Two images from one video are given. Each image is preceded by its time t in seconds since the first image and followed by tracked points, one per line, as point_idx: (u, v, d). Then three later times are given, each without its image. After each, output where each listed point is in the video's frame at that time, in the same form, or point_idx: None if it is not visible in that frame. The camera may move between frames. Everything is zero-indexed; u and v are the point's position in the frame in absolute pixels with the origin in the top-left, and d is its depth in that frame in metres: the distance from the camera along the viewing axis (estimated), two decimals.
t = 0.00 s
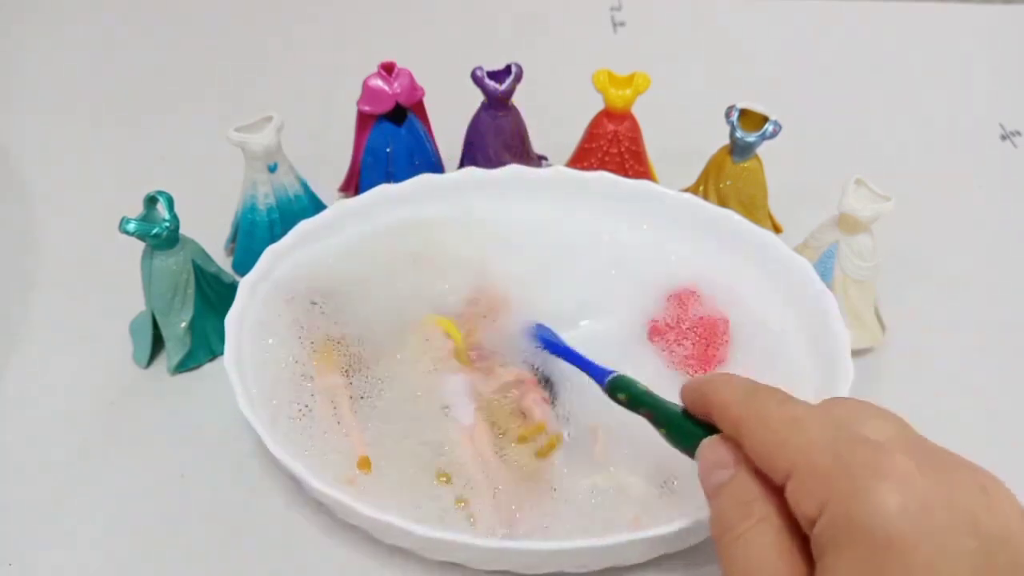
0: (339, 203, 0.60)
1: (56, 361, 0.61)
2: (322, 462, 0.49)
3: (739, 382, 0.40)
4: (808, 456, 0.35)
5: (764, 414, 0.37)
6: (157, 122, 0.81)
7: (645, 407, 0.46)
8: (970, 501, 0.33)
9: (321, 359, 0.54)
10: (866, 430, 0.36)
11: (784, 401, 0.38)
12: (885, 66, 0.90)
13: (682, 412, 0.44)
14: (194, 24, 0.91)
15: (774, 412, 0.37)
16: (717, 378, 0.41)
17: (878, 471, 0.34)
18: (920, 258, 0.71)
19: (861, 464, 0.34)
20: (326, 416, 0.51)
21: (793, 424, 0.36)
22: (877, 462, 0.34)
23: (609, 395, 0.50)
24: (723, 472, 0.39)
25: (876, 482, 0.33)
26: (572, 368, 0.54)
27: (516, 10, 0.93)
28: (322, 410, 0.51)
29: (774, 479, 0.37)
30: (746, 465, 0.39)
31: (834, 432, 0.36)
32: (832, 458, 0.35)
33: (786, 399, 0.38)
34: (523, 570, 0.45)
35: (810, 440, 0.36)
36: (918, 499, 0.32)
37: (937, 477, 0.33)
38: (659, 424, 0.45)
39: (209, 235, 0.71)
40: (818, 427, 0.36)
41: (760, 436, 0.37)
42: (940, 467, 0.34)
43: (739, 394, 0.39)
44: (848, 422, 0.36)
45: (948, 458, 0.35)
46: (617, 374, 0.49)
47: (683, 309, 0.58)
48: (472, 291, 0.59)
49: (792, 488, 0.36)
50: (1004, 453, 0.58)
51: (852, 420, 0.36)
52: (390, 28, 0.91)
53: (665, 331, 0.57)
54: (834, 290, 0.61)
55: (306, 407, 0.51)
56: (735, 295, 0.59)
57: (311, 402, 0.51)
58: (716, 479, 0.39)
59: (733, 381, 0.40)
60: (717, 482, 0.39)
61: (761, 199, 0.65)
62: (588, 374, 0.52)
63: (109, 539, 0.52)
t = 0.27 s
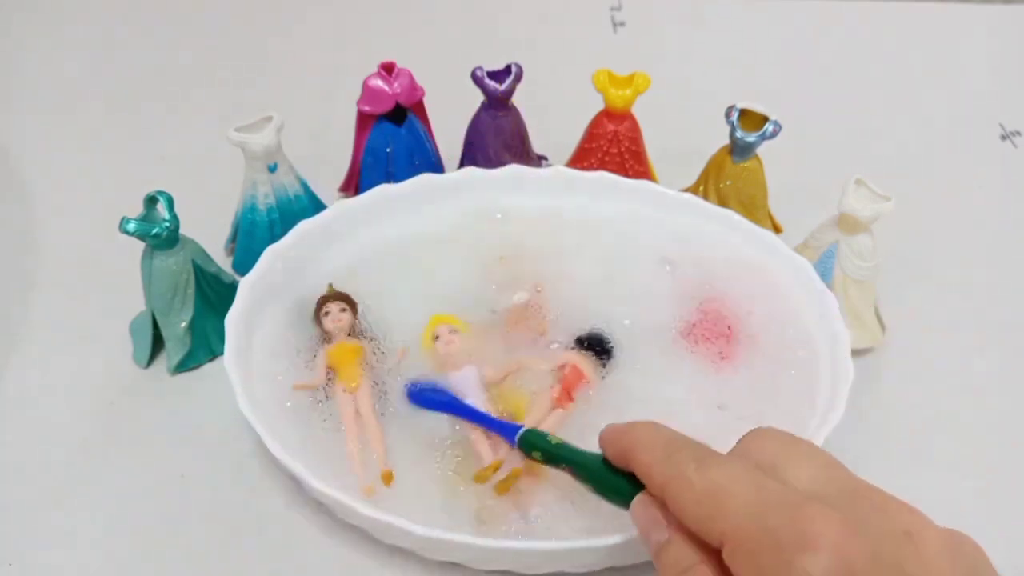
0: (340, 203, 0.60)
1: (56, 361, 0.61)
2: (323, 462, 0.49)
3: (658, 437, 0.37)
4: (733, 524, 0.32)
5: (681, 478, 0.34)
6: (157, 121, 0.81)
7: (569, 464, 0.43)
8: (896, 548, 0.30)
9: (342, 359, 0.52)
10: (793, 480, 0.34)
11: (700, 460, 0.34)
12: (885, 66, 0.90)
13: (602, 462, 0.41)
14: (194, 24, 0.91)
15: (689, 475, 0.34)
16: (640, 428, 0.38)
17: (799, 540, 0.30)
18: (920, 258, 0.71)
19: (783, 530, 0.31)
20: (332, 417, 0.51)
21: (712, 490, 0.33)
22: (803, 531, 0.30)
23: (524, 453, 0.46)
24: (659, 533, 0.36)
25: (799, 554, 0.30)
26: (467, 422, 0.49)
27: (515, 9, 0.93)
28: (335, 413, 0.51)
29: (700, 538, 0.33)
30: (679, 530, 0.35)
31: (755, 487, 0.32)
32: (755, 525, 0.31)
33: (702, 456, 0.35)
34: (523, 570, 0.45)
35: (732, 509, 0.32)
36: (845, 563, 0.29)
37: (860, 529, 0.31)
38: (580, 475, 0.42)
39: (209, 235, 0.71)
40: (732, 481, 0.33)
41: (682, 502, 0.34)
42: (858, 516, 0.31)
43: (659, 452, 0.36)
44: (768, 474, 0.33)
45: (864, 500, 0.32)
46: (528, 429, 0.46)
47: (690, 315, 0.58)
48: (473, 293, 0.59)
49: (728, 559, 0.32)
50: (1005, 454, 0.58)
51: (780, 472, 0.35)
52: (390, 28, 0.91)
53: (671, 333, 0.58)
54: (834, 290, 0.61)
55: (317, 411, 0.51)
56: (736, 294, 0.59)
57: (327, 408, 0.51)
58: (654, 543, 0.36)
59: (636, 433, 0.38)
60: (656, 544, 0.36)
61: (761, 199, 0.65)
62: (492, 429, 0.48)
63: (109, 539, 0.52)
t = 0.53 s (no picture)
0: (341, 203, 0.60)
1: (56, 361, 0.61)
2: (323, 462, 0.49)
3: (583, 392, 0.38)
4: (656, 493, 0.32)
5: (600, 441, 0.35)
6: (157, 121, 0.81)
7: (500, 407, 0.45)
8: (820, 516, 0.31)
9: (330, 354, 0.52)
10: (716, 430, 0.34)
11: (622, 422, 0.35)
12: (885, 66, 0.90)
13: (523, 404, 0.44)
14: (194, 24, 0.91)
15: (612, 440, 0.34)
16: (563, 382, 0.39)
17: (717, 510, 0.31)
18: (920, 258, 0.71)
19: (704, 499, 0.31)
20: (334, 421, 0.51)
21: (634, 454, 0.33)
22: (717, 500, 0.31)
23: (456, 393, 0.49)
24: (584, 496, 0.37)
25: (715, 523, 0.31)
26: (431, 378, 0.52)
27: (515, 10, 0.93)
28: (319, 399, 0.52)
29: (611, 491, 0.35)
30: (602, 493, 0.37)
31: (681, 452, 0.33)
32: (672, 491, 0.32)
33: (625, 418, 0.35)
34: (524, 570, 0.45)
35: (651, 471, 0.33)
36: (760, 531, 0.30)
37: (777, 491, 0.31)
38: (507, 420, 0.45)
39: (209, 235, 0.71)
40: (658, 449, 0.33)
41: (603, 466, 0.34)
42: (777, 477, 0.32)
43: (581, 414, 0.37)
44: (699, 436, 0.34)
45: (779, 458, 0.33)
46: (463, 372, 0.49)
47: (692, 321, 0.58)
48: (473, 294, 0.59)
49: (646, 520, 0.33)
50: (1005, 454, 0.58)
51: (702, 424, 0.35)
52: (390, 28, 0.91)
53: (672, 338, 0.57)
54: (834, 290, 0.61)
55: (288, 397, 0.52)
56: (737, 297, 0.59)
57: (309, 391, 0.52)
58: (581, 503, 0.38)
59: (570, 390, 0.38)
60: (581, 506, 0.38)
61: (761, 199, 0.65)
62: (432, 373, 0.51)
63: (109, 538, 0.52)
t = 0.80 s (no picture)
0: (341, 203, 0.61)
1: (56, 361, 0.61)
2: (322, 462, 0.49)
3: (674, 354, 0.37)
4: (749, 451, 0.32)
5: (697, 397, 0.35)
6: (157, 121, 0.81)
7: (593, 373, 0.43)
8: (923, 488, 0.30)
9: (394, 315, 0.56)
10: (818, 404, 0.34)
11: (721, 384, 0.35)
12: (885, 66, 0.90)
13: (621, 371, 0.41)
14: (194, 24, 0.91)
15: (711, 399, 0.34)
16: (661, 344, 0.38)
17: (821, 468, 0.31)
18: (921, 258, 0.71)
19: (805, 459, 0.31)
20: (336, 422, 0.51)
21: (735, 412, 0.33)
22: (824, 461, 0.31)
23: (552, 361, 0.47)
24: (677, 457, 0.36)
25: (816, 481, 0.31)
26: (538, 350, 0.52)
27: (516, 9, 0.93)
28: (393, 360, 0.55)
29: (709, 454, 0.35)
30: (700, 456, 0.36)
31: (781, 413, 0.33)
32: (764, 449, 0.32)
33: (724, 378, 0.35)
34: (524, 571, 0.45)
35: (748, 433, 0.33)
36: (861, 492, 0.30)
37: (886, 460, 0.31)
38: (606, 390, 0.42)
39: (209, 235, 0.71)
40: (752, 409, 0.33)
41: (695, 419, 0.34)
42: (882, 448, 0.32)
43: (678, 374, 0.36)
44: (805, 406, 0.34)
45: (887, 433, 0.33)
46: (559, 337, 0.46)
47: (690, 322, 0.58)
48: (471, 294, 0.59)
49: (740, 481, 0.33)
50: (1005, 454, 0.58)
51: (802, 397, 0.35)
52: (390, 28, 0.91)
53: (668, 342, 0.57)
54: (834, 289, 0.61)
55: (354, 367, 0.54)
56: (736, 298, 0.59)
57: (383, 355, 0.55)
58: (672, 464, 0.37)
59: (654, 350, 0.38)
60: (672, 467, 0.37)
61: (761, 199, 0.65)
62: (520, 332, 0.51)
63: (109, 538, 0.52)
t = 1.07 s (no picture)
0: (342, 203, 0.60)
1: (56, 361, 0.61)
2: (322, 462, 0.49)
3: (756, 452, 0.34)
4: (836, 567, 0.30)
5: (788, 503, 0.32)
6: (157, 121, 0.81)
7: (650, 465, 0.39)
8: None
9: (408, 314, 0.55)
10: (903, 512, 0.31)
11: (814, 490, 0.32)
12: (886, 66, 0.90)
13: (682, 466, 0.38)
14: (194, 23, 0.91)
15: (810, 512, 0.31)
16: (727, 438, 0.35)
17: None
18: (920, 258, 0.71)
19: None
20: (336, 420, 0.51)
21: (828, 521, 0.30)
22: None
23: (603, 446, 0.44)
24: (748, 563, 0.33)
25: None
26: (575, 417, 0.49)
27: (516, 10, 0.93)
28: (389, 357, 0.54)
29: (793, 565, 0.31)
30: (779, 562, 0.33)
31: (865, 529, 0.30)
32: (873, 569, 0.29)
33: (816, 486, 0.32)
34: (524, 571, 0.45)
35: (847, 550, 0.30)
36: None
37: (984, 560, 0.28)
38: (661, 484, 0.39)
39: (209, 235, 0.71)
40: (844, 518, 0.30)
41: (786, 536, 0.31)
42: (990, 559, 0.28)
43: (758, 472, 0.33)
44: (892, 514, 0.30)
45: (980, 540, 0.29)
46: (610, 420, 0.44)
47: (690, 321, 0.58)
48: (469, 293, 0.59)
49: None
50: (1005, 454, 0.58)
51: (885, 506, 0.31)
52: (390, 28, 0.91)
53: (670, 343, 0.57)
54: (834, 289, 0.61)
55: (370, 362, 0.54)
56: (737, 299, 0.59)
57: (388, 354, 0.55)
58: (740, 571, 0.33)
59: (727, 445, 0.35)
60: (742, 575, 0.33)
61: (761, 199, 0.65)
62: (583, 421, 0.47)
63: (109, 538, 0.52)
